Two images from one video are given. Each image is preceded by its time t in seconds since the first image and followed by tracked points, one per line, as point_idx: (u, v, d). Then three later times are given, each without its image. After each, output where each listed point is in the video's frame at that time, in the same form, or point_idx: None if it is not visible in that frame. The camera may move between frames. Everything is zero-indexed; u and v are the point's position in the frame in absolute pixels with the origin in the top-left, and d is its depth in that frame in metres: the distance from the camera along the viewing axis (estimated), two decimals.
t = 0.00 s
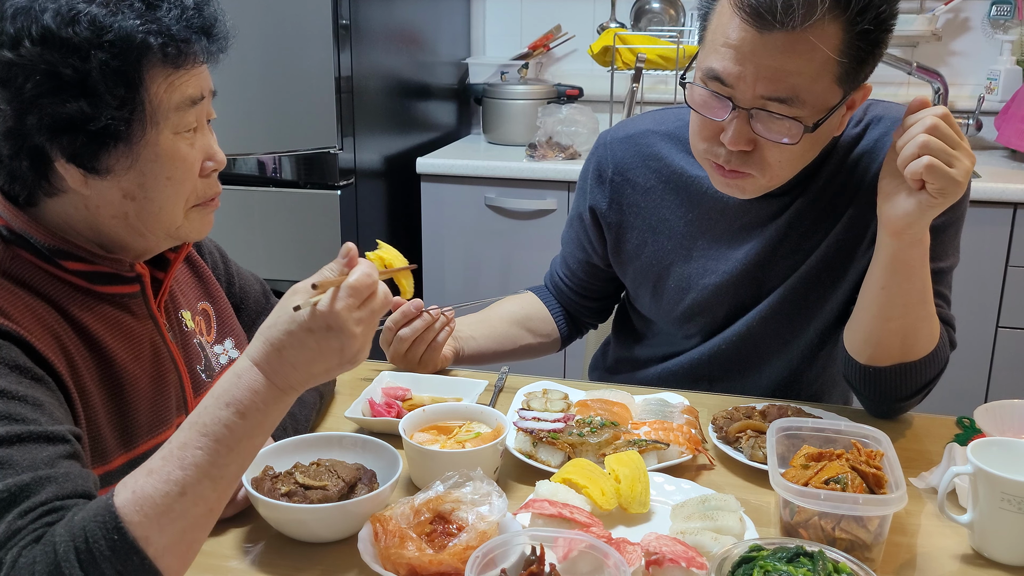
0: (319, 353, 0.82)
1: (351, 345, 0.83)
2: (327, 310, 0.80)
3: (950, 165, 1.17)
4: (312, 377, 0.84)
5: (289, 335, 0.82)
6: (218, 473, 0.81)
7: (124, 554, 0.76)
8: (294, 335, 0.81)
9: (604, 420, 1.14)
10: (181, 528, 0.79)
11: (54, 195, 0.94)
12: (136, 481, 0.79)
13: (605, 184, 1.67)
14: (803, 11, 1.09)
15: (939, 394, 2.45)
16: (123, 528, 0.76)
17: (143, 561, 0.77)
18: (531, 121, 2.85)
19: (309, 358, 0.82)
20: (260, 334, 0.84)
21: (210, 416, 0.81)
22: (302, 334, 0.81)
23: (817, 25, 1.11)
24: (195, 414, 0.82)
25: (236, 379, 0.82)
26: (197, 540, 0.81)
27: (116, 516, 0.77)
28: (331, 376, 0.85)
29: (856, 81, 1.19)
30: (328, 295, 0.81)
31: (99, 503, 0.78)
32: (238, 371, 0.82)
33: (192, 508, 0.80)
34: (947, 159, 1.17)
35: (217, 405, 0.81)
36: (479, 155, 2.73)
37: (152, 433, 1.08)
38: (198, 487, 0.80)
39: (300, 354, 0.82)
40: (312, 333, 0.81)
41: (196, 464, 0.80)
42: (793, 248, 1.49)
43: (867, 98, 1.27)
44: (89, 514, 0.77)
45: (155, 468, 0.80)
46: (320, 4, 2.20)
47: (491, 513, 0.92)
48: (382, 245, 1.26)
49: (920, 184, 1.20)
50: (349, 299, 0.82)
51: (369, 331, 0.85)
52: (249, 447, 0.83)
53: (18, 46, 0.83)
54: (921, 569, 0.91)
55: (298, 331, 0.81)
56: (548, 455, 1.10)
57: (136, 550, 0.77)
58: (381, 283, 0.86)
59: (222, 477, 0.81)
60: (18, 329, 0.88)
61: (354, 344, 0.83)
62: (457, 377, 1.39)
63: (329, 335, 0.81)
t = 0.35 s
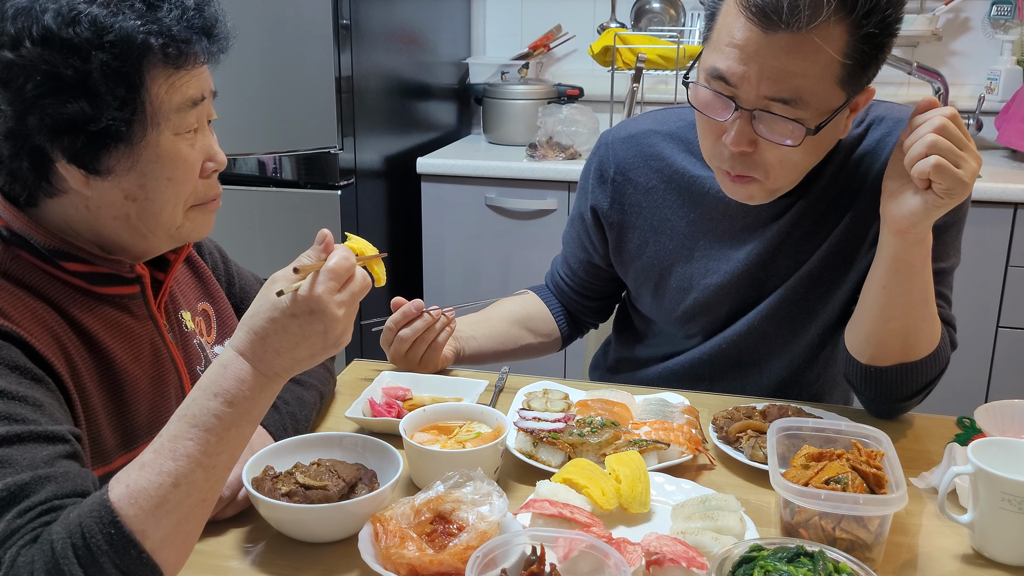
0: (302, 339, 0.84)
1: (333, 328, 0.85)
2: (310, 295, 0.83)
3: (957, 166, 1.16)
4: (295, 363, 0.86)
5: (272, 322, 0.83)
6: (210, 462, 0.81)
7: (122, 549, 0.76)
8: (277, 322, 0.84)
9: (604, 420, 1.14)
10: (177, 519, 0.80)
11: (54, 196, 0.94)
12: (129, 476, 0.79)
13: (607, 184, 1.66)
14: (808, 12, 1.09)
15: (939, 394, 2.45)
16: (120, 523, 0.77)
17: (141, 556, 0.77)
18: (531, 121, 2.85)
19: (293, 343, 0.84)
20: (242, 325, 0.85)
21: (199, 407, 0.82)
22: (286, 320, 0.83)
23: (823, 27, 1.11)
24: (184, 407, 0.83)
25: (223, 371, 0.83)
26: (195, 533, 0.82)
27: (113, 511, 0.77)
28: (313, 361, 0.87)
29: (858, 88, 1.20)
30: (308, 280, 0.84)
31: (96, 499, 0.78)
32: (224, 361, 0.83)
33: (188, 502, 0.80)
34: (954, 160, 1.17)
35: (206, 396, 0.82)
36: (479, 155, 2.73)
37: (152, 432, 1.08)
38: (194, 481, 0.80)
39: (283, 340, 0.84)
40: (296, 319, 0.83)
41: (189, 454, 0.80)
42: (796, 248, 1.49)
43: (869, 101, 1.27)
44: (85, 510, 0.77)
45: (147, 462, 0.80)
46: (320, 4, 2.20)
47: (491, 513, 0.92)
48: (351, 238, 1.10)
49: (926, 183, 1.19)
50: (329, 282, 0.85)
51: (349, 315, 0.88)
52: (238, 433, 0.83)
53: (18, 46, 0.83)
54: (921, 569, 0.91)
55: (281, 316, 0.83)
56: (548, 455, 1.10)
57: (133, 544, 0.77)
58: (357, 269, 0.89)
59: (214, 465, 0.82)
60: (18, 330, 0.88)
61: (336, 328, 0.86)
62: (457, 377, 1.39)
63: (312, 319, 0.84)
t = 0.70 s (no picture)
0: (298, 336, 0.83)
1: (330, 326, 0.84)
2: (306, 292, 0.82)
3: (961, 166, 1.16)
4: (292, 361, 0.85)
5: (267, 320, 0.83)
6: (208, 459, 0.81)
7: (122, 547, 0.76)
8: (274, 320, 0.83)
9: (604, 420, 1.14)
10: (175, 517, 0.79)
11: (53, 196, 0.94)
12: (127, 475, 0.79)
13: (607, 184, 1.67)
14: (808, 10, 1.09)
15: (939, 394, 2.45)
16: (119, 521, 0.77)
17: (141, 553, 0.77)
18: (531, 121, 2.85)
19: (289, 341, 0.83)
20: (240, 322, 0.85)
21: (197, 406, 0.81)
22: (282, 317, 0.82)
23: (822, 25, 1.10)
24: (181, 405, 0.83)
25: (220, 369, 0.83)
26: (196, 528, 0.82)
27: (113, 510, 0.77)
28: (310, 360, 0.86)
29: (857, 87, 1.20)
30: (305, 278, 0.83)
31: (95, 497, 0.78)
32: (222, 360, 0.83)
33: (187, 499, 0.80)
34: (958, 162, 1.17)
35: (204, 395, 0.82)
36: (479, 155, 2.73)
37: (152, 433, 1.08)
38: (192, 479, 0.80)
39: (279, 337, 0.83)
40: (291, 317, 0.83)
41: (187, 452, 0.80)
42: (795, 248, 1.49)
43: (870, 100, 1.27)
44: (86, 509, 0.77)
45: (146, 461, 0.80)
46: (320, 3, 2.20)
47: (491, 513, 0.92)
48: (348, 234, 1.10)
49: (930, 183, 1.19)
50: (325, 280, 0.84)
51: (346, 312, 0.87)
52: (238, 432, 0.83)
53: (17, 46, 0.83)
54: (921, 569, 0.91)
55: (278, 315, 0.83)
56: (548, 455, 1.10)
57: (133, 544, 0.77)
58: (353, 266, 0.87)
59: (212, 464, 0.82)
60: (17, 330, 0.88)
61: (333, 325, 0.85)
62: (457, 377, 1.39)
63: (308, 317, 0.83)
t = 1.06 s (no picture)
0: (334, 371, 0.83)
1: (365, 364, 0.84)
2: (346, 330, 0.81)
3: (961, 166, 1.15)
4: (324, 391, 0.85)
5: (305, 347, 0.82)
6: (227, 480, 0.81)
7: (127, 557, 0.76)
8: (310, 351, 0.82)
9: (605, 420, 1.14)
10: (186, 534, 0.80)
11: (50, 195, 0.94)
12: (144, 486, 0.79)
13: (606, 184, 1.66)
14: None
15: (938, 393, 2.45)
16: (128, 533, 0.77)
17: (147, 566, 0.77)
18: (532, 122, 2.85)
19: (323, 375, 0.83)
20: (276, 345, 0.84)
21: (223, 425, 0.81)
22: (319, 351, 0.82)
23: None
24: (206, 420, 0.83)
25: (252, 390, 0.83)
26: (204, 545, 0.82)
27: (121, 519, 0.77)
28: (341, 391, 0.86)
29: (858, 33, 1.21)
30: (348, 314, 0.82)
31: (105, 506, 0.78)
32: (252, 381, 0.83)
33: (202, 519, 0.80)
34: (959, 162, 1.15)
35: (231, 413, 0.82)
36: (479, 155, 2.73)
37: (153, 433, 1.08)
38: (207, 498, 0.80)
39: (314, 368, 0.83)
40: (328, 351, 0.82)
41: (207, 472, 0.80)
42: (796, 248, 1.49)
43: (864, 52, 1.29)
44: (95, 516, 0.77)
45: (165, 473, 0.80)
46: (320, 3, 2.20)
47: (491, 513, 0.92)
48: (407, 250, 1.36)
49: (928, 183, 1.18)
50: (370, 320, 0.82)
51: (386, 349, 0.86)
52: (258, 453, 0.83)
53: (13, 45, 0.83)
54: (921, 569, 0.91)
55: (315, 346, 0.82)
56: (548, 455, 1.10)
57: (139, 556, 0.77)
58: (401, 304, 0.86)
59: (230, 484, 0.81)
60: (19, 329, 0.88)
61: (370, 363, 0.84)
62: (457, 377, 1.39)
63: (346, 353, 0.82)
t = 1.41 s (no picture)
0: (336, 375, 0.84)
1: (368, 368, 0.84)
2: (348, 334, 0.82)
3: (920, 151, 1.15)
4: (327, 397, 0.85)
5: (308, 352, 0.83)
6: (227, 486, 0.81)
7: (127, 562, 0.77)
8: (313, 354, 0.83)
9: (605, 420, 1.14)
10: (185, 538, 0.79)
11: (49, 195, 0.94)
12: (144, 490, 0.80)
13: (591, 169, 1.69)
14: None
15: (939, 394, 2.45)
16: (127, 537, 0.77)
17: (145, 570, 0.77)
18: (532, 121, 2.85)
19: (326, 380, 0.83)
20: (281, 349, 0.85)
21: (225, 430, 0.82)
22: (321, 355, 0.82)
23: None
24: (209, 426, 0.83)
25: (253, 395, 0.83)
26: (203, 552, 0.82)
27: (120, 523, 0.77)
28: (346, 398, 0.86)
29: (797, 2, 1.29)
30: (350, 319, 0.82)
31: (104, 509, 0.78)
32: (256, 386, 0.83)
33: (200, 528, 0.80)
34: (917, 147, 1.15)
35: (233, 418, 0.82)
36: (479, 155, 2.73)
37: (153, 433, 1.08)
38: (207, 504, 0.80)
39: (317, 373, 0.83)
40: (330, 355, 0.83)
41: (207, 477, 0.80)
42: (773, 230, 1.50)
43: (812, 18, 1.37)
44: (94, 519, 0.77)
45: (164, 477, 0.80)
46: (320, 4, 2.20)
47: (491, 513, 0.92)
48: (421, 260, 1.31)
49: (892, 171, 1.19)
50: (371, 324, 0.82)
51: (390, 354, 0.86)
52: (264, 461, 0.83)
53: (13, 45, 0.83)
54: (922, 569, 0.91)
55: (316, 350, 0.82)
56: (548, 455, 1.10)
57: (138, 559, 0.77)
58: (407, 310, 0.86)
59: (230, 489, 0.81)
60: (18, 329, 0.88)
61: (372, 368, 0.84)
62: (457, 377, 1.39)
63: (347, 357, 0.83)
